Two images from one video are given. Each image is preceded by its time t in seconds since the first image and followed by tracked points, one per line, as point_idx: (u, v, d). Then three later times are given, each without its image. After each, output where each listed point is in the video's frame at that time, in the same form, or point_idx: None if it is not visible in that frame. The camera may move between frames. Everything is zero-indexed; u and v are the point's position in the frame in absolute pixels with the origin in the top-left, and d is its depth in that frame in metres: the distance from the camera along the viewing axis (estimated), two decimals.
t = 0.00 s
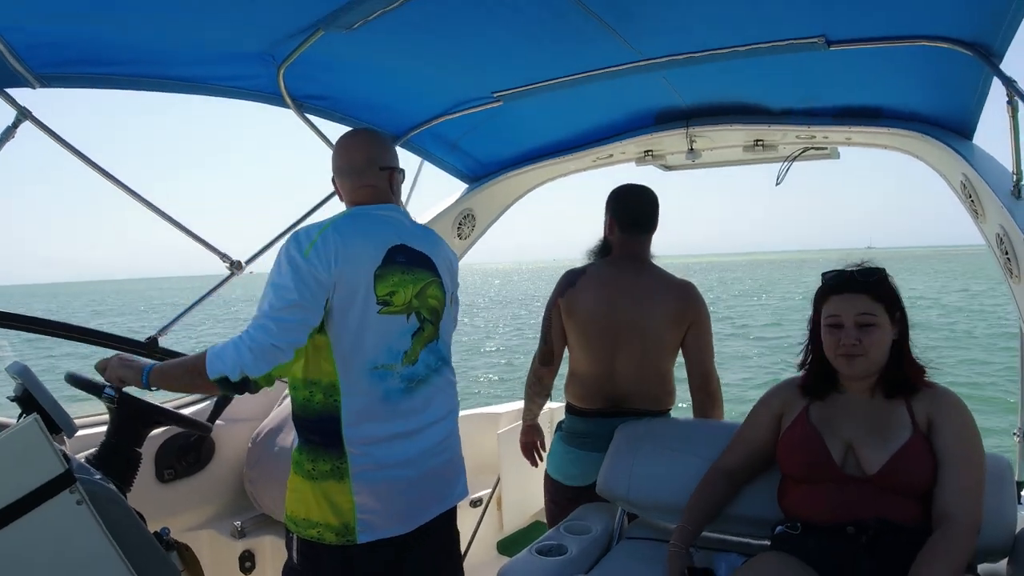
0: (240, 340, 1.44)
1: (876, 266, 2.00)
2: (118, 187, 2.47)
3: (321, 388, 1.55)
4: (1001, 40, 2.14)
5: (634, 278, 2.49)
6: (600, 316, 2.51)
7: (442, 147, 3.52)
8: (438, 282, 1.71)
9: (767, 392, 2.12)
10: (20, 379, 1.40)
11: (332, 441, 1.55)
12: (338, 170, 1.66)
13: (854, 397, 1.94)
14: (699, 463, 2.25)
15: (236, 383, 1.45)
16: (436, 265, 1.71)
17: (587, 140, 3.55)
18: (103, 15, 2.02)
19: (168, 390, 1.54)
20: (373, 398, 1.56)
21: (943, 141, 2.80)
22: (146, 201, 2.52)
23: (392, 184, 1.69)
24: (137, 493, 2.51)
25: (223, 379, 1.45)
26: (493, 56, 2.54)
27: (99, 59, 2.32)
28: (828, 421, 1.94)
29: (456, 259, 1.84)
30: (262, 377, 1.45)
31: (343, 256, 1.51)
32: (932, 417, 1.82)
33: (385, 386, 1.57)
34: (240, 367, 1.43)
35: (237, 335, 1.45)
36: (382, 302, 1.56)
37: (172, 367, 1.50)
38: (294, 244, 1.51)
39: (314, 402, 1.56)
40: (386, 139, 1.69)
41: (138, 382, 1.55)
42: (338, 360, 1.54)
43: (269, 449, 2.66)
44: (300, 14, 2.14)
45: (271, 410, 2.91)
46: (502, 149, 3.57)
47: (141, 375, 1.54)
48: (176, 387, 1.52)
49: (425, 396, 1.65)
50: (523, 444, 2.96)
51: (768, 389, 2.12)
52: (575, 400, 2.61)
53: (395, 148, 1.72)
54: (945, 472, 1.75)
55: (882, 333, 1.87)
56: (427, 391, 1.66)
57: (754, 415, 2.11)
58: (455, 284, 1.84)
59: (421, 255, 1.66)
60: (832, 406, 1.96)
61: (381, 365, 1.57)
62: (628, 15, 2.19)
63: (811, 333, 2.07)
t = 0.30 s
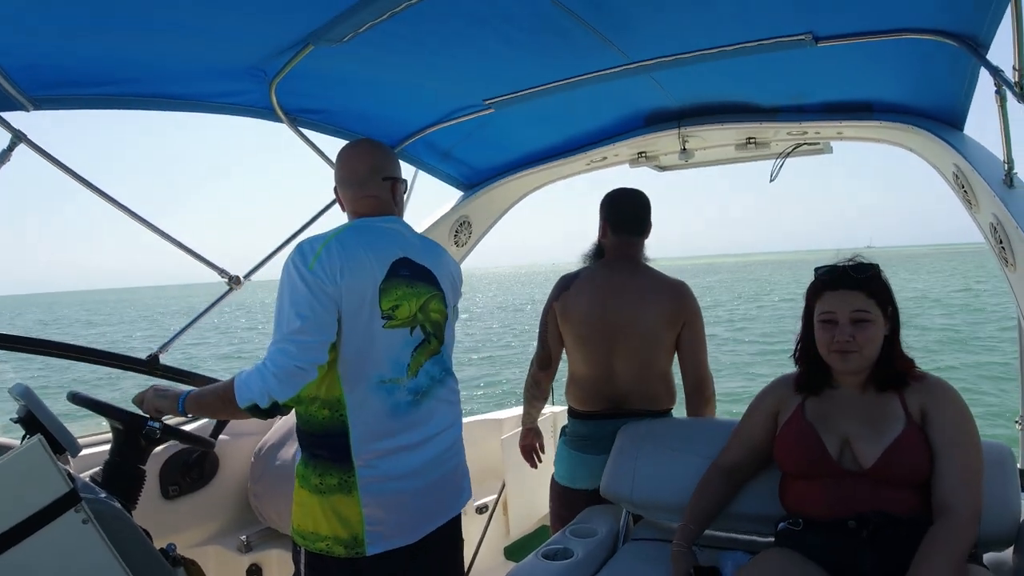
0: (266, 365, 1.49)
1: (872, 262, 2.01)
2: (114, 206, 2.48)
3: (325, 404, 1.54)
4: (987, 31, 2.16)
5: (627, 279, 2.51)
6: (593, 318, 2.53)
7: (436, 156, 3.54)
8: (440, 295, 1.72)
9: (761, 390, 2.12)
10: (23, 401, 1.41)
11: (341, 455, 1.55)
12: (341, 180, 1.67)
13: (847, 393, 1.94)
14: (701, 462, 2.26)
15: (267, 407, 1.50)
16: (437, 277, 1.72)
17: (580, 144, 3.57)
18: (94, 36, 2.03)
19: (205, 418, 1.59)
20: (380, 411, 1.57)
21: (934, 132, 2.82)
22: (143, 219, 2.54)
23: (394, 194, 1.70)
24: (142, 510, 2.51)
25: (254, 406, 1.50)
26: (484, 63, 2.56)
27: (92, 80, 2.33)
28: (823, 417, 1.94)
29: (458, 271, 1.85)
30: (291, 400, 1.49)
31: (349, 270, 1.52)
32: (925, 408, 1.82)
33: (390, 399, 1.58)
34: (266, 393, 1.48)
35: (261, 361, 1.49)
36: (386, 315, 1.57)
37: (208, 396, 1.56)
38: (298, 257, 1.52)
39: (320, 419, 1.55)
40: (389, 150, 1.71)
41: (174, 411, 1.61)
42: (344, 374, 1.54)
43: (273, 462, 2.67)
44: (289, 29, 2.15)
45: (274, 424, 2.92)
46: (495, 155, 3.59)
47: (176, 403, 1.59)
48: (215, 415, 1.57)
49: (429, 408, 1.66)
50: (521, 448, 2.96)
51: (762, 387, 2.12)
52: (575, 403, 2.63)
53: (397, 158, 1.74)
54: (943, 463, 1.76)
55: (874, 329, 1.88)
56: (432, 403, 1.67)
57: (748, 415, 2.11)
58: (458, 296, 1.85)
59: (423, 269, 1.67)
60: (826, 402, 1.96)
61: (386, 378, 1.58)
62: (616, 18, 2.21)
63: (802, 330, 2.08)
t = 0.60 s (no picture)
0: (266, 365, 1.48)
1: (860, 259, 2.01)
2: (113, 212, 2.48)
3: (321, 406, 1.54)
4: (983, 29, 2.17)
5: (617, 278, 2.51)
6: (587, 318, 2.52)
7: (433, 159, 3.54)
8: (439, 298, 1.72)
9: (762, 388, 2.12)
10: (23, 408, 1.40)
11: (338, 459, 1.55)
12: (340, 183, 1.67)
13: (844, 390, 1.94)
14: (701, 462, 2.26)
15: (269, 407, 1.48)
16: (435, 280, 1.72)
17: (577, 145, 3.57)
18: (92, 41, 2.03)
19: (207, 422, 1.58)
20: (378, 413, 1.56)
21: (930, 131, 2.82)
22: (141, 225, 2.53)
23: (394, 198, 1.70)
24: (144, 517, 2.51)
25: (256, 406, 1.48)
26: (481, 66, 2.56)
27: (89, 86, 2.33)
28: (823, 415, 1.94)
29: (457, 275, 1.85)
30: (293, 398, 1.48)
31: (346, 271, 1.52)
32: (923, 404, 1.82)
33: (388, 401, 1.58)
34: (269, 392, 1.46)
35: (261, 361, 1.48)
36: (384, 317, 1.57)
37: (209, 400, 1.55)
38: (297, 258, 1.52)
39: (317, 420, 1.55)
40: (389, 153, 1.70)
41: (175, 417, 1.60)
42: (341, 376, 1.54)
43: (275, 467, 2.67)
44: (286, 33, 2.15)
45: (275, 428, 2.91)
46: (492, 158, 3.59)
47: (178, 408, 1.58)
48: (218, 419, 1.56)
49: (428, 410, 1.66)
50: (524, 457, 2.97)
51: (763, 385, 2.13)
52: (575, 407, 2.62)
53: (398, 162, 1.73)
54: (941, 459, 1.76)
55: (860, 327, 1.88)
56: (430, 406, 1.66)
57: (749, 413, 2.11)
58: (457, 299, 1.85)
59: (422, 272, 1.67)
60: (824, 400, 1.96)
61: (383, 380, 1.57)
62: (613, 20, 2.21)
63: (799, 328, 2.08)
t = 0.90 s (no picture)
0: (261, 363, 1.45)
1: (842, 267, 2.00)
2: (112, 204, 2.46)
3: (320, 403, 1.53)
4: (989, 35, 2.16)
5: (607, 276, 2.51)
6: (583, 320, 2.49)
7: (435, 156, 3.53)
8: (436, 295, 1.71)
9: (762, 392, 2.12)
10: (19, 401, 1.39)
11: (336, 457, 1.54)
12: (335, 180, 1.66)
13: (844, 396, 1.93)
14: (699, 465, 2.26)
15: (263, 405, 1.46)
16: (433, 277, 1.70)
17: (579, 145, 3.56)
18: (93, 33, 2.01)
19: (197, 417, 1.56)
20: (376, 410, 1.55)
21: (933, 136, 2.82)
22: (140, 218, 2.52)
23: (389, 195, 1.69)
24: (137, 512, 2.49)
25: (250, 404, 1.46)
26: (485, 64, 2.55)
27: (90, 77, 2.31)
28: (824, 420, 1.94)
29: (456, 273, 1.84)
30: (289, 397, 1.46)
31: (346, 269, 1.51)
32: (925, 410, 1.81)
33: (386, 399, 1.57)
34: (264, 390, 1.44)
35: (256, 359, 1.46)
36: (382, 314, 1.56)
37: (201, 395, 1.52)
38: (295, 255, 1.51)
39: (317, 418, 1.54)
40: (384, 150, 1.69)
41: (165, 411, 1.57)
42: (340, 373, 1.53)
43: (271, 463, 2.66)
44: (289, 27, 2.13)
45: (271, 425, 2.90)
46: (494, 157, 3.59)
47: (168, 402, 1.56)
48: (210, 414, 1.54)
49: (426, 407, 1.65)
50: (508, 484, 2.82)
51: (763, 390, 2.12)
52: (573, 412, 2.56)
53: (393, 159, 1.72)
54: (943, 465, 1.75)
55: (842, 340, 1.87)
56: (428, 403, 1.65)
57: (750, 417, 2.10)
58: (455, 296, 1.84)
59: (420, 268, 1.66)
60: (825, 404, 1.95)
61: (381, 378, 1.56)
62: (619, 19, 2.20)
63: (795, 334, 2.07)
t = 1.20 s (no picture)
0: (195, 351, 1.46)
1: (825, 280, 1.98)
2: (115, 192, 2.47)
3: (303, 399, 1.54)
4: (998, 45, 2.15)
5: (609, 275, 2.50)
6: (587, 321, 2.46)
7: (439, 153, 3.53)
8: (421, 291, 1.71)
9: (761, 397, 2.12)
10: (18, 386, 1.39)
11: (319, 452, 1.54)
12: (326, 172, 1.63)
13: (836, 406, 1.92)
14: (696, 468, 2.26)
15: (190, 391, 1.47)
16: (418, 275, 1.71)
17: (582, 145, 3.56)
18: (100, 21, 2.01)
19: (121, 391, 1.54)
20: (361, 408, 1.55)
21: (938, 145, 2.81)
22: (143, 207, 2.52)
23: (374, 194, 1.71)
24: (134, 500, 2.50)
25: (178, 388, 1.47)
26: (491, 61, 2.55)
27: (96, 65, 2.31)
28: (822, 428, 1.93)
29: (444, 272, 1.84)
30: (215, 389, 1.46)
31: (324, 269, 1.51)
32: (922, 420, 1.81)
33: (370, 398, 1.57)
34: (192, 378, 1.45)
35: (192, 347, 1.46)
36: (363, 314, 1.55)
37: (130, 368, 1.52)
38: (270, 260, 1.48)
39: (301, 414, 1.54)
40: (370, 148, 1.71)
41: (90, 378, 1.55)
42: (320, 371, 1.52)
43: (267, 456, 2.66)
44: (295, 20, 2.13)
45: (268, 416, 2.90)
46: (496, 155, 3.59)
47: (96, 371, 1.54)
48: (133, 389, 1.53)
49: (410, 406, 1.65)
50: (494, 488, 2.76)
51: (761, 395, 2.12)
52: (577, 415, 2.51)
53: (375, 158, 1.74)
54: (940, 475, 1.75)
55: (819, 356, 1.87)
56: (413, 402, 1.65)
57: (748, 422, 2.10)
58: (441, 293, 1.83)
59: (404, 266, 1.66)
60: (823, 412, 1.95)
61: (365, 377, 1.56)
62: (626, 20, 2.19)
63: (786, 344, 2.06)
